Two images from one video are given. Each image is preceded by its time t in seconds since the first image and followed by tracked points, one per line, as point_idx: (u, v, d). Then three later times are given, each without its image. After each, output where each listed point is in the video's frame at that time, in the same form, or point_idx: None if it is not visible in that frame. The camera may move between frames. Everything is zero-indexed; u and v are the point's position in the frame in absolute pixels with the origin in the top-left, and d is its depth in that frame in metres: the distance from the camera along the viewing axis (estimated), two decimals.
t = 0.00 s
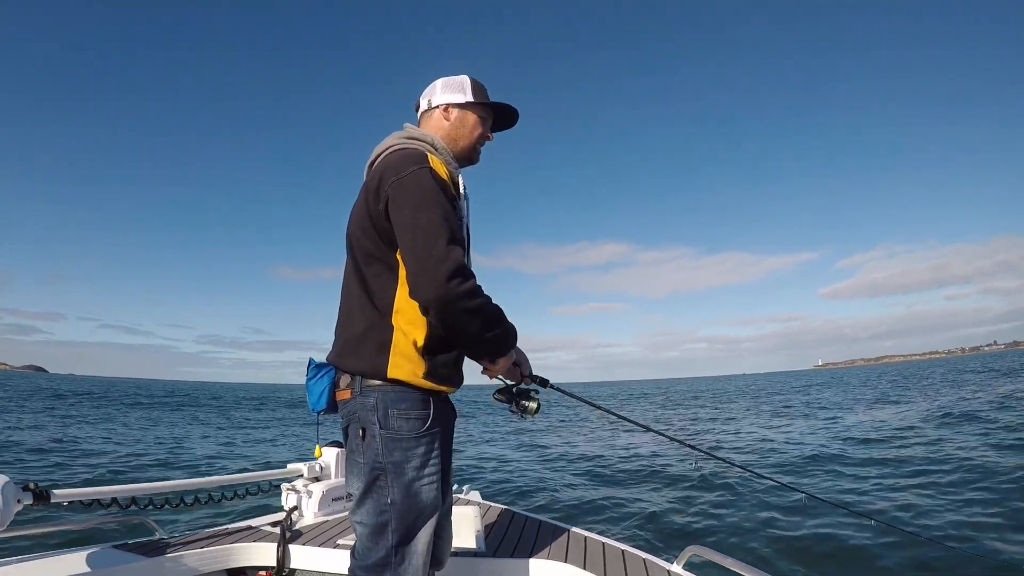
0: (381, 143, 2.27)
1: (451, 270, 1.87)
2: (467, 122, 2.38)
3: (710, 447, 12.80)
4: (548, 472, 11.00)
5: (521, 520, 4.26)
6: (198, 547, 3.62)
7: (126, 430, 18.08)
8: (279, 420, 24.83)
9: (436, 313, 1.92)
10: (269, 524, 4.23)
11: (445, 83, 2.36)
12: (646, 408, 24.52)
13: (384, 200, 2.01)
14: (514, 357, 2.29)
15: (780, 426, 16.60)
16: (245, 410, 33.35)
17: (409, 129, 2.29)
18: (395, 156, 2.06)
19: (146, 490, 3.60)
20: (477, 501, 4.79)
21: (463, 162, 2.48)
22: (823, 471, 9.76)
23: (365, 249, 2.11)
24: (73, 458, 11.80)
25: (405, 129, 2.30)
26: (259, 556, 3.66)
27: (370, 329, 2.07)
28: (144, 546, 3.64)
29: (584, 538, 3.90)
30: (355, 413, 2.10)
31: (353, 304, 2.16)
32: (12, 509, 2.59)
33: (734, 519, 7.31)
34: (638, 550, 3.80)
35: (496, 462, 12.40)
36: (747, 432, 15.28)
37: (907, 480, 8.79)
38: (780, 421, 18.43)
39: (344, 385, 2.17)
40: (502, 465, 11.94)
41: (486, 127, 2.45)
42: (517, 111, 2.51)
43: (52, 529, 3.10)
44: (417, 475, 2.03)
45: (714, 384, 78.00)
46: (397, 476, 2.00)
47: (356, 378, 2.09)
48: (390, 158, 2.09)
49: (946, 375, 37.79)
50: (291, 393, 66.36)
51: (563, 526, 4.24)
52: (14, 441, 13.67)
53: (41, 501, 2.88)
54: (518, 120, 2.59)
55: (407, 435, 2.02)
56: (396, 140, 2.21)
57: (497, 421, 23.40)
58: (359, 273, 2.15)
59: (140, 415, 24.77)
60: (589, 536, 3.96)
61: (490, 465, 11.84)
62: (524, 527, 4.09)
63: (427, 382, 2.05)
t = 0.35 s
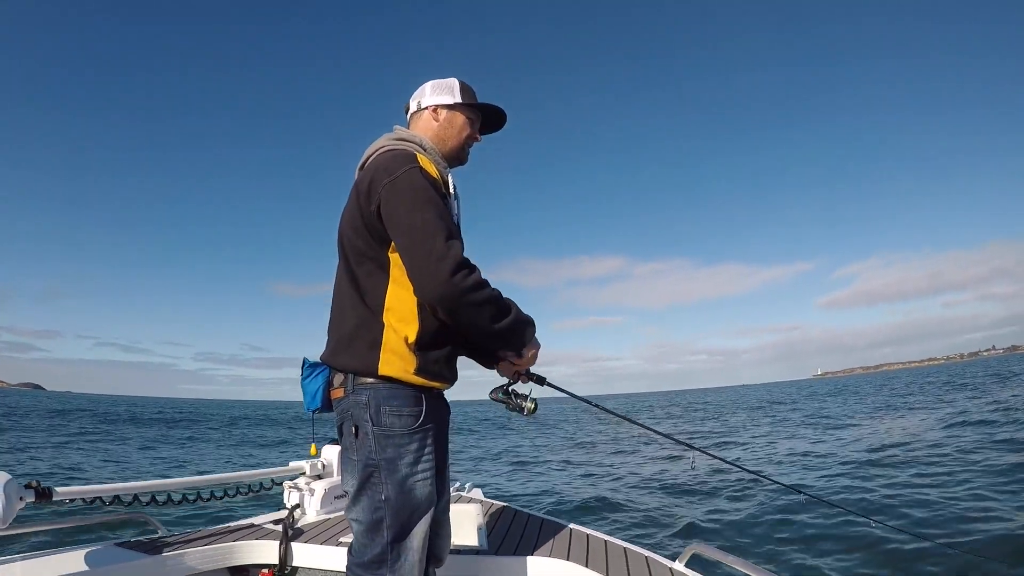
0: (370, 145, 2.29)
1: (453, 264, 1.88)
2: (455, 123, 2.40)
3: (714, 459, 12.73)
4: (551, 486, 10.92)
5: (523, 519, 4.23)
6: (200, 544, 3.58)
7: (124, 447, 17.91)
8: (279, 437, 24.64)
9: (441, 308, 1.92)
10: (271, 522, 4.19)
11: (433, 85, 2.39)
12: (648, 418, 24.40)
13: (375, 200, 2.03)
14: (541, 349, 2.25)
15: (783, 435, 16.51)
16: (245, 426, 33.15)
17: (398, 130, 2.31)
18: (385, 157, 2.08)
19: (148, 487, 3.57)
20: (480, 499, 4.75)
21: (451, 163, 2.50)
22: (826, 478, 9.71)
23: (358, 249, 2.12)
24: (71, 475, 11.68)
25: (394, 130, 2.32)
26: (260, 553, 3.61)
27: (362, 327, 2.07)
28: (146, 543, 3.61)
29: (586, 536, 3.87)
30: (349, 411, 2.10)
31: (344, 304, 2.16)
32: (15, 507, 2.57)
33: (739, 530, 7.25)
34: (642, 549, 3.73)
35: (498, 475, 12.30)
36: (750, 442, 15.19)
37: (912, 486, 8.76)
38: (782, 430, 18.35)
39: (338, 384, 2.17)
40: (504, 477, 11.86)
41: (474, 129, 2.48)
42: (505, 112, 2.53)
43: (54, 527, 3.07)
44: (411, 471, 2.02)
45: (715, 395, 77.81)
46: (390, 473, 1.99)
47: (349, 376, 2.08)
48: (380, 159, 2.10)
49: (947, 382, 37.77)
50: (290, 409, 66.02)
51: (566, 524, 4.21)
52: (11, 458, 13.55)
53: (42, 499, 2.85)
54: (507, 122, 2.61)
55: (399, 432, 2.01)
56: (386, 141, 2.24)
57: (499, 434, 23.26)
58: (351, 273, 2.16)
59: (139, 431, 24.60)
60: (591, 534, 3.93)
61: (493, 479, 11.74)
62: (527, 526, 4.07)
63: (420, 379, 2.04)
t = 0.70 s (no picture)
0: (372, 147, 2.31)
1: (455, 270, 1.89)
2: (459, 126, 2.43)
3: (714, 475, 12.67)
4: (549, 500, 10.85)
5: (524, 524, 4.20)
6: (199, 549, 3.56)
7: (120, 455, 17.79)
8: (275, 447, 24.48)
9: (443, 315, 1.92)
10: (271, 527, 4.16)
11: (438, 87, 2.41)
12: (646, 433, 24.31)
13: (376, 201, 2.04)
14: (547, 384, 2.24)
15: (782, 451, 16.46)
16: (243, 435, 33.11)
17: (401, 132, 2.33)
18: (387, 159, 2.10)
19: (149, 492, 3.55)
20: (481, 504, 4.72)
21: (453, 166, 2.52)
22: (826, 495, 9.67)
23: (358, 251, 2.14)
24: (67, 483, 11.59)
25: (396, 132, 2.34)
26: (260, 558, 3.58)
27: (360, 331, 2.08)
28: (146, 549, 3.58)
29: (587, 541, 3.85)
30: (347, 416, 2.09)
31: (343, 307, 2.17)
32: (16, 512, 2.56)
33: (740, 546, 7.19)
34: (643, 555, 3.71)
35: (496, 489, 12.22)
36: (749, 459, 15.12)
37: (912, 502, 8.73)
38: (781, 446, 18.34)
39: (336, 389, 2.17)
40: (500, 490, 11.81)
41: (477, 132, 2.50)
42: (509, 117, 2.55)
43: (54, 532, 3.05)
44: (409, 478, 2.01)
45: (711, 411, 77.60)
46: (388, 479, 1.98)
47: (348, 380, 2.09)
48: (382, 161, 2.12)
49: (944, 400, 37.93)
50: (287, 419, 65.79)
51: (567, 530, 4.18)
52: (9, 464, 13.51)
53: (42, 504, 2.84)
54: (511, 127, 2.63)
55: (398, 437, 2.00)
56: (387, 143, 2.25)
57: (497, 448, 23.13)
58: (351, 276, 2.17)
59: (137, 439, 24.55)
60: (591, 540, 3.90)
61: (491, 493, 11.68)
62: (527, 531, 4.04)
63: (418, 385, 2.04)
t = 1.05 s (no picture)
0: (372, 152, 2.31)
1: (448, 277, 1.89)
2: (461, 131, 2.43)
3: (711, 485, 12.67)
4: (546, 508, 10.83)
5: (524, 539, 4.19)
6: (198, 564, 3.55)
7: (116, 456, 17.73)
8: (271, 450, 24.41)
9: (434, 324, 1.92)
10: (271, 541, 4.15)
11: (441, 91, 2.42)
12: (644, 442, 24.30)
13: (372, 205, 2.06)
14: (521, 398, 2.28)
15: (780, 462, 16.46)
16: (239, 438, 33.01)
17: (401, 136, 2.34)
18: (384, 163, 2.11)
19: (148, 506, 3.53)
20: (480, 519, 4.71)
21: (455, 172, 2.52)
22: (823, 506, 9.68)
23: (356, 260, 2.14)
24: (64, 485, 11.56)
25: (397, 137, 2.35)
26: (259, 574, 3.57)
27: (359, 342, 2.08)
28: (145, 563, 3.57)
29: (586, 557, 3.84)
30: (346, 432, 2.08)
31: (341, 317, 2.17)
32: (15, 525, 2.55)
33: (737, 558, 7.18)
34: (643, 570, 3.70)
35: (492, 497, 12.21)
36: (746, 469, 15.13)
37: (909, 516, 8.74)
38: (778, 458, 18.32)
39: (336, 404, 2.16)
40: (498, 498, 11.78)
41: (480, 138, 2.50)
42: (514, 121, 2.56)
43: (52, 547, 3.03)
44: (409, 496, 2.01)
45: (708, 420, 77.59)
46: (388, 497, 1.98)
47: (346, 395, 2.08)
48: (379, 165, 2.13)
49: (944, 415, 37.92)
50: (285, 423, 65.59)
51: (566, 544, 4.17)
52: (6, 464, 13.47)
53: (42, 518, 2.82)
54: (515, 132, 2.64)
55: (399, 455, 2.00)
56: (387, 147, 2.26)
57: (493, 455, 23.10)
58: (349, 284, 2.17)
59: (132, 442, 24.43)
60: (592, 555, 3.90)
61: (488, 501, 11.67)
62: (527, 546, 4.02)
63: (418, 399, 2.03)
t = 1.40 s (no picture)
0: (365, 159, 2.30)
1: (446, 281, 1.88)
2: (454, 136, 2.42)
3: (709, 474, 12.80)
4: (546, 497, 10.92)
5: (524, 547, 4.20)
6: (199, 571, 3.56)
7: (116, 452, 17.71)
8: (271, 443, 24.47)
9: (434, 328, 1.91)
10: (271, 549, 4.17)
11: (432, 95, 2.41)
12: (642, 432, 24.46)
13: (367, 214, 2.05)
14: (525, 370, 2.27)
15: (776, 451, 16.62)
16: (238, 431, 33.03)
17: (394, 142, 2.32)
18: (378, 171, 2.10)
19: (150, 514, 3.54)
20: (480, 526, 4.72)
21: (449, 177, 2.50)
22: (820, 493, 9.79)
23: (353, 268, 2.13)
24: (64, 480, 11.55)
25: (389, 143, 2.33)
26: None
27: (358, 351, 2.07)
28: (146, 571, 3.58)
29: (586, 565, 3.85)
30: (347, 440, 2.08)
31: (338, 326, 2.17)
32: (15, 533, 2.56)
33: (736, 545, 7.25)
34: None
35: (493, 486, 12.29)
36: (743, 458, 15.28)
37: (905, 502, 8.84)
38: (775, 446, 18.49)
39: (336, 412, 2.16)
40: (500, 489, 11.85)
41: (474, 142, 2.49)
42: (507, 125, 2.54)
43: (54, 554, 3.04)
44: (411, 504, 2.02)
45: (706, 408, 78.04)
46: (391, 505, 1.99)
47: (347, 404, 2.08)
48: (373, 173, 2.12)
49: (939, 402, 38.25)
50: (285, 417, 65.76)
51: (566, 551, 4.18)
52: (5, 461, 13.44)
53: (43, 525, 2.82)
54: (508, 135, 2.62)
55: (401, 463, 2.01)
56: (380, 154, 2.24)
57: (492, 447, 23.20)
58: (346, 292, 2.16)
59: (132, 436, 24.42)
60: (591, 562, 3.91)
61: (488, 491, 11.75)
62: (527, 555, 4.04)
63: (419, 406, 2.03)
